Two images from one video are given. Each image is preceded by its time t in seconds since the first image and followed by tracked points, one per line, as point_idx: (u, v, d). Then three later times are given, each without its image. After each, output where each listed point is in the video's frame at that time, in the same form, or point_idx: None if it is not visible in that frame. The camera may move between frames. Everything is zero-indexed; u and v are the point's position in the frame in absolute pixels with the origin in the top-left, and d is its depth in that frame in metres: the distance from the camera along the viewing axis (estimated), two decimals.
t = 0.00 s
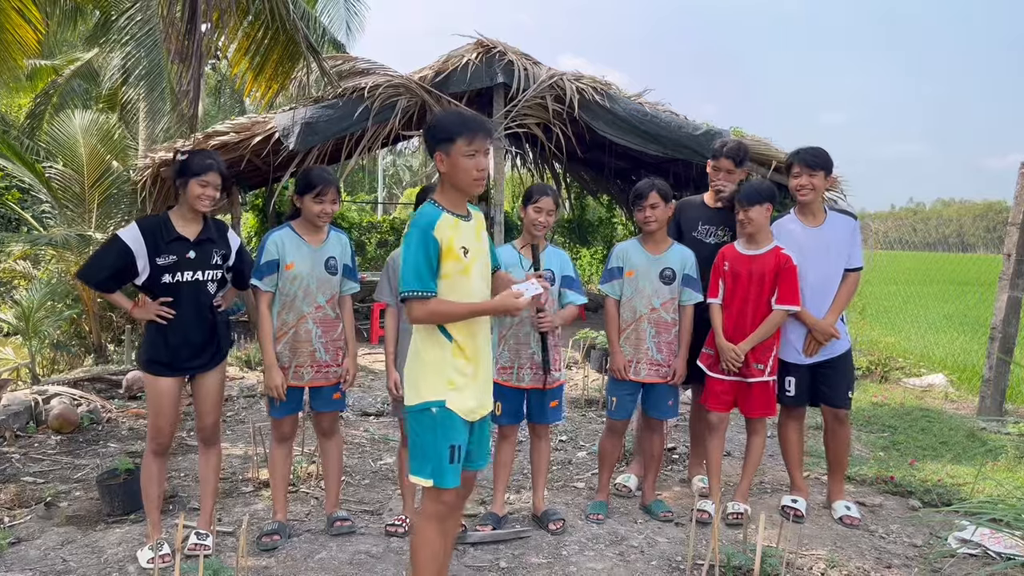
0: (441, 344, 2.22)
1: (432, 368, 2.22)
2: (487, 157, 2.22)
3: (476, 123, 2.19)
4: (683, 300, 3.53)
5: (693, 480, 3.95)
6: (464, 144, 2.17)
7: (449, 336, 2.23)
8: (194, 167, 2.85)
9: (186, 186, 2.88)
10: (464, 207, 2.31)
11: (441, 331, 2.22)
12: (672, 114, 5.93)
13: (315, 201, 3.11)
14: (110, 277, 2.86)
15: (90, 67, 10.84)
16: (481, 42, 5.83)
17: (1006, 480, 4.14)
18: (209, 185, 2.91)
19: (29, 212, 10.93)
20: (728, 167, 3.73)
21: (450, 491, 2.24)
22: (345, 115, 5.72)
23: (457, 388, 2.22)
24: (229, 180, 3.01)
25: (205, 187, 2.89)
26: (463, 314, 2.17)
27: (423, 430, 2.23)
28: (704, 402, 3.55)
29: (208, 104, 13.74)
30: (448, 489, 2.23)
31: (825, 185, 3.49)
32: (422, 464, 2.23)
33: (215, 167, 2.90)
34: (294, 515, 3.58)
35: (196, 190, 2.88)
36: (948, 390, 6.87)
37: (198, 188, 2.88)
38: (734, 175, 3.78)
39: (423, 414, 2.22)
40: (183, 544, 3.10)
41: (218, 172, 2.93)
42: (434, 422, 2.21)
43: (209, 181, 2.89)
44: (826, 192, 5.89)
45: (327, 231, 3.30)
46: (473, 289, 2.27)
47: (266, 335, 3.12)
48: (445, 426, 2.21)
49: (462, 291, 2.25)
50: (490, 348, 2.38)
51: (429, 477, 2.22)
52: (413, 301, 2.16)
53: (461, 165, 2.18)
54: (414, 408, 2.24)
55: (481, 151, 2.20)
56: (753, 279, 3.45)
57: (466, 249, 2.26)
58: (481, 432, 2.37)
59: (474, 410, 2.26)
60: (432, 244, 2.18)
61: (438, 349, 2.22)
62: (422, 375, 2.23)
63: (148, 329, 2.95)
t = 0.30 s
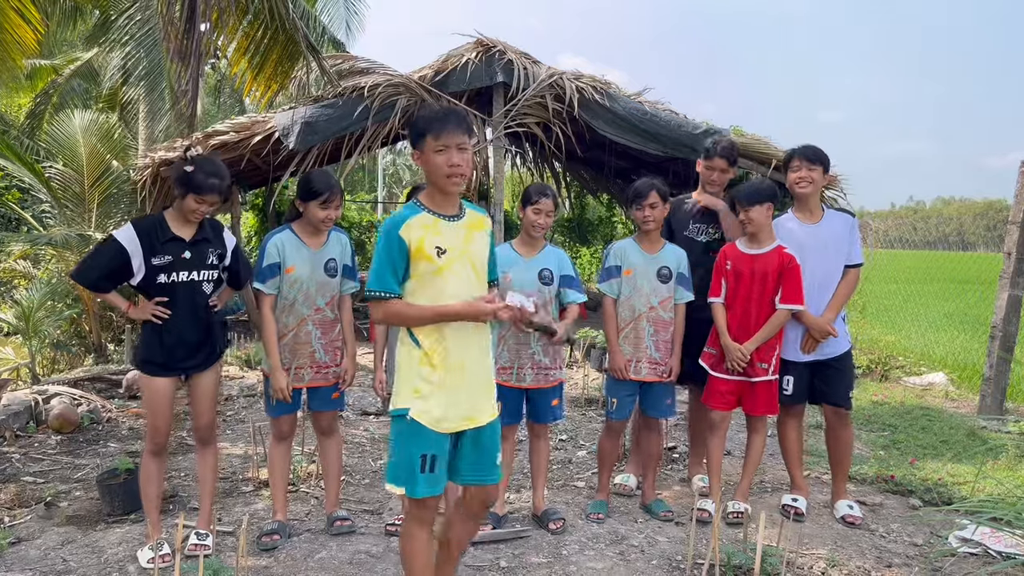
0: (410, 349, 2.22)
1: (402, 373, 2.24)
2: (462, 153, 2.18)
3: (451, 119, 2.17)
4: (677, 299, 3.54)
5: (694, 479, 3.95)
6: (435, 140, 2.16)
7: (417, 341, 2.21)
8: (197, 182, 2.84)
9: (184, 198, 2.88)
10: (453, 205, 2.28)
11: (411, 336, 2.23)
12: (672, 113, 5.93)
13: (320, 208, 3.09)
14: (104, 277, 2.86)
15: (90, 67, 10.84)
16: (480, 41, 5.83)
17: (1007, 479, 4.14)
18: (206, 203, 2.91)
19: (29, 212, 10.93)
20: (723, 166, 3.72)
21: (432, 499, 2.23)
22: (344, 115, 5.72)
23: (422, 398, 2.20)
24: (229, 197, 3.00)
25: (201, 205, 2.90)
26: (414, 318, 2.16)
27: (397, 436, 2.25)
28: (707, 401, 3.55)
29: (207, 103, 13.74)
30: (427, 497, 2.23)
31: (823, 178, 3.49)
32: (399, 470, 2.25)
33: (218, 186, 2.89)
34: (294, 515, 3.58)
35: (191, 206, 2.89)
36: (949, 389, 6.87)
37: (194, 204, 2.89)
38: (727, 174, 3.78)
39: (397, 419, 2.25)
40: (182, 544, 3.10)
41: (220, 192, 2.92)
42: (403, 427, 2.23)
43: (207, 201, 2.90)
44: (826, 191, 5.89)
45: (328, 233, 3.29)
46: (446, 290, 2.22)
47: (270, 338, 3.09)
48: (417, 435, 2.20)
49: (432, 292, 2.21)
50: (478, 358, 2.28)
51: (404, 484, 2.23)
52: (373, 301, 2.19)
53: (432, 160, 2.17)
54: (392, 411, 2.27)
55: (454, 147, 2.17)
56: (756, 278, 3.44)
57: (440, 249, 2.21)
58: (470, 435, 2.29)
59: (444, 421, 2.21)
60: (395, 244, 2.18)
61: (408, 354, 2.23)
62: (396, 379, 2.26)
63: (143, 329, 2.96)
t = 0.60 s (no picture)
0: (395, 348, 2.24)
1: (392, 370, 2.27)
2: (450, 146, 2.14)
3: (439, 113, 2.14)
4: (669, 295, 3.55)
5: (694, 478, 3.94)
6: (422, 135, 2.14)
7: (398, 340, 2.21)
8: (192, 183, 2.83)
9: (180, 200, 2.87)
10: (455, 203, 2.23)
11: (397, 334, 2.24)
12: (673, 112, 5.92)
13: (316, 206, 3.09)
14: (100, 277, 2.86)
15: (90, 66, 10.84)
16: (481, 40, 5.82)
17: (1007, 478, 4.14)
18: (202, 205, 2.90)
19: (29, 212, 10.93)
20: (699, 160, 3.69)
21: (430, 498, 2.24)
22: (344, 114, 5.71)
23: (402, 396, 2.20)
24: (226, 198, 2.99)
25: (197, 207, 2.88)
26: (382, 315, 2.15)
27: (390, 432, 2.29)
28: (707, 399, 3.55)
29: (207, 102, 13.74)
30: (424, 497, 2.24)
31: (825, 178, 3.48)
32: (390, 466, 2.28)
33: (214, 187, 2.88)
34: (295, 514, 3.58)
35: (187, 208, 2.87)
36: (949, 387, 6.87)
37: (190, 205, 2.87)
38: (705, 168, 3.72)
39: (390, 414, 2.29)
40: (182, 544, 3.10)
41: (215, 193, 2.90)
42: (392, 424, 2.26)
43: (203, 202, 2.88)
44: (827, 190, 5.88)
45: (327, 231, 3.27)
46: (430, 289, 2.17)
47: (274, 335, 3.08)
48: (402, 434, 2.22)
49: (417, 291, 2.18)
50: (465, 362, 2.19)
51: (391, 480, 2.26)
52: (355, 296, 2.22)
53: (420, 155, 2.14)
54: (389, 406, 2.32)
55: (441, 141, 2.13)
56: (755, 277, 3.43)
57: (428, 247, 2.18)
58: (469, 437, 2.23)
59: (423, 422, 2.18)
60: (381, 242, 2.18)
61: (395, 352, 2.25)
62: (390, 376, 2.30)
63: (140, 330, 2.97)
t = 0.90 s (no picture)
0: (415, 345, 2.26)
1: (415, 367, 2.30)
2: (468, 141, 2.16)
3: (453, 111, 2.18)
4: (663, 292, 3.52)
5: (693, 477, 3.94)
6: (439, 132, 2.17)
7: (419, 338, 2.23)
8: (184, 176, 2.84)
9: (174, 194, 2.87)
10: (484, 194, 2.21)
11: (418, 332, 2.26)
12: (673, 112, 5.94)
13: (310, 199, 3.10)
14: (99, 277, 2.86)
15: (89, 66, 10.82)
16: (480, 40, 5.81)
17: (1007, 477, 4.14)
18: (197, 197, 2.90)
19: (29, 211, 10.92)
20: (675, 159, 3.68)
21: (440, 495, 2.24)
22: (344, 113, 5.71)
23: (417, 393, 2.21)
24: (220, 191, 2.99)
25: (192, 200, 2.88)
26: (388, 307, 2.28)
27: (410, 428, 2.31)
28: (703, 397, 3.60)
29: (207, 102, 13.74)
30: (434, 492, 2.24)
31: (826, 180, 3.48)
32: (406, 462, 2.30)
33: (206, 178, 2.88)
34: (294, 514, 3.58)
35: (183, 202, 2.87)
36: (949, 387, 6.87)
37: (185, 200, 2.87)
38: (683, 167, 3.73)
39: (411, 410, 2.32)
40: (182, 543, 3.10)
41: (208, 185, 2.90)
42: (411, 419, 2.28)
43: (198, 195, 2.88)
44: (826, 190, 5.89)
45: (326, 228, 3.27)
46: (444, 288, 2.16)
47: (271, 331, 3.11)
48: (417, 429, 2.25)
49: (433, 289, 2.18)
50: (479, 363, 2.16)
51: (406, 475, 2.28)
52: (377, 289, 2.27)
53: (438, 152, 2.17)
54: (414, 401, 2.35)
55: (458, 136, 2.16)
56: (747, 275, 3.47)
57: (444, 246, 2.16)
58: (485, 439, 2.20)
59: (436, 419, 2.19)
60: (403, 242, 2.21)
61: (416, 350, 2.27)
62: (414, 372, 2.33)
63: (139, 330, 2.96)
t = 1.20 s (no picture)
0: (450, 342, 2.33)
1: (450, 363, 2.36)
2: (475, 151, 2.13)
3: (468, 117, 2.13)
4: (660, 293, 3.55)
5: (691, 477, 3.95)
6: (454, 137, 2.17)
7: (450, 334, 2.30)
8: (178, 171, 2.84)
9: (172, 190, 2.89)
10: (515, 196, 2.21)
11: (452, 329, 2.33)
12: (672, 112, 5.96)
13: (305, 195, 3.10)
14: (100, 277, 2.88)
15: (88, 65, 10.81)
16: (479, 40, 5.82)
17: (1005, 478, 4.14)
18: (193, 192, 2.90)
19: (27, 210, 10.90)
20: (660, 160, 3.70)
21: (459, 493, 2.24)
22: (342, 113, 5.71)
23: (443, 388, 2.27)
24: (217, 185, 2.99)
25: (188, 194, 2.89)
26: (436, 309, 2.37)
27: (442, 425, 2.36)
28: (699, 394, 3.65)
29: (206, 101, 13.74)
30: (452, 490, 2.24)
31: (826, 181, 3.49)
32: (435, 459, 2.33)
33: (201, 172, 2.88)
34: (293, 514, 3.57)
35: (180, 197, 2.88)
36: (947, 387, 6.88)
37: (182, 195, 2.88)
38: (668, 168, 3.75)
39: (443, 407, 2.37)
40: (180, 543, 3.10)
41: (204, 178, 2.90)
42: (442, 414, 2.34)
43: (193, 188, 2.89)
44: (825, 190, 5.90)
45: (326, 227, 3.28)
46: (466, 287, 2.23)
47: (262, 332, 3.12)
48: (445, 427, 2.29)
49: (458, 287, 2.27)
50: (496, 363, 2.16)
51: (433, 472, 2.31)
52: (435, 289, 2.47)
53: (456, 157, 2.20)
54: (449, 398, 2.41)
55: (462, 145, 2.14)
56: (734, 273, 3.51)
57: (467, 245, 2.24)
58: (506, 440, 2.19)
59: (457, 415, 2.23)
60: (444, 238, 2.35)
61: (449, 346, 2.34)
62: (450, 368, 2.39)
63: (139, 330, 2.96)
